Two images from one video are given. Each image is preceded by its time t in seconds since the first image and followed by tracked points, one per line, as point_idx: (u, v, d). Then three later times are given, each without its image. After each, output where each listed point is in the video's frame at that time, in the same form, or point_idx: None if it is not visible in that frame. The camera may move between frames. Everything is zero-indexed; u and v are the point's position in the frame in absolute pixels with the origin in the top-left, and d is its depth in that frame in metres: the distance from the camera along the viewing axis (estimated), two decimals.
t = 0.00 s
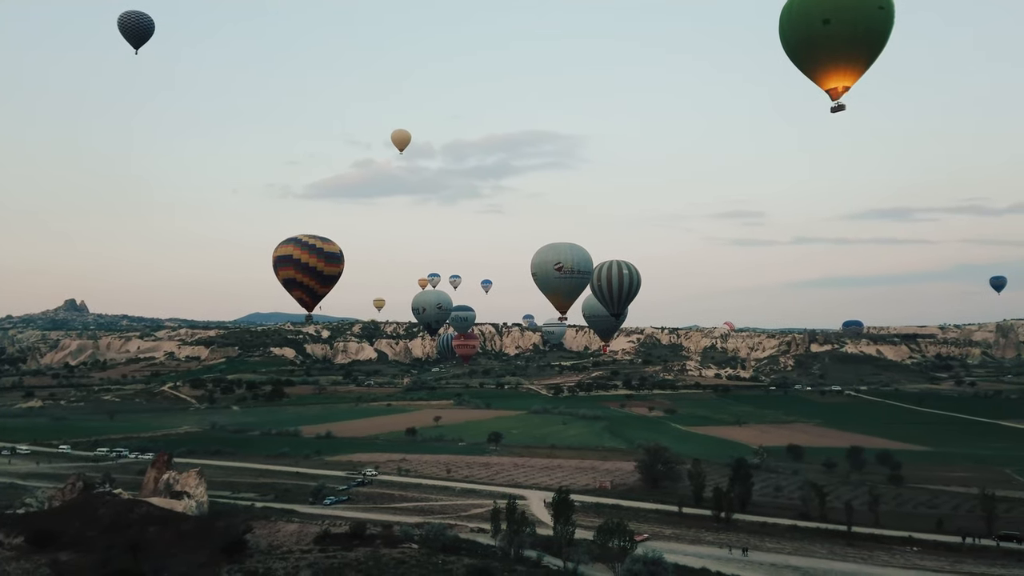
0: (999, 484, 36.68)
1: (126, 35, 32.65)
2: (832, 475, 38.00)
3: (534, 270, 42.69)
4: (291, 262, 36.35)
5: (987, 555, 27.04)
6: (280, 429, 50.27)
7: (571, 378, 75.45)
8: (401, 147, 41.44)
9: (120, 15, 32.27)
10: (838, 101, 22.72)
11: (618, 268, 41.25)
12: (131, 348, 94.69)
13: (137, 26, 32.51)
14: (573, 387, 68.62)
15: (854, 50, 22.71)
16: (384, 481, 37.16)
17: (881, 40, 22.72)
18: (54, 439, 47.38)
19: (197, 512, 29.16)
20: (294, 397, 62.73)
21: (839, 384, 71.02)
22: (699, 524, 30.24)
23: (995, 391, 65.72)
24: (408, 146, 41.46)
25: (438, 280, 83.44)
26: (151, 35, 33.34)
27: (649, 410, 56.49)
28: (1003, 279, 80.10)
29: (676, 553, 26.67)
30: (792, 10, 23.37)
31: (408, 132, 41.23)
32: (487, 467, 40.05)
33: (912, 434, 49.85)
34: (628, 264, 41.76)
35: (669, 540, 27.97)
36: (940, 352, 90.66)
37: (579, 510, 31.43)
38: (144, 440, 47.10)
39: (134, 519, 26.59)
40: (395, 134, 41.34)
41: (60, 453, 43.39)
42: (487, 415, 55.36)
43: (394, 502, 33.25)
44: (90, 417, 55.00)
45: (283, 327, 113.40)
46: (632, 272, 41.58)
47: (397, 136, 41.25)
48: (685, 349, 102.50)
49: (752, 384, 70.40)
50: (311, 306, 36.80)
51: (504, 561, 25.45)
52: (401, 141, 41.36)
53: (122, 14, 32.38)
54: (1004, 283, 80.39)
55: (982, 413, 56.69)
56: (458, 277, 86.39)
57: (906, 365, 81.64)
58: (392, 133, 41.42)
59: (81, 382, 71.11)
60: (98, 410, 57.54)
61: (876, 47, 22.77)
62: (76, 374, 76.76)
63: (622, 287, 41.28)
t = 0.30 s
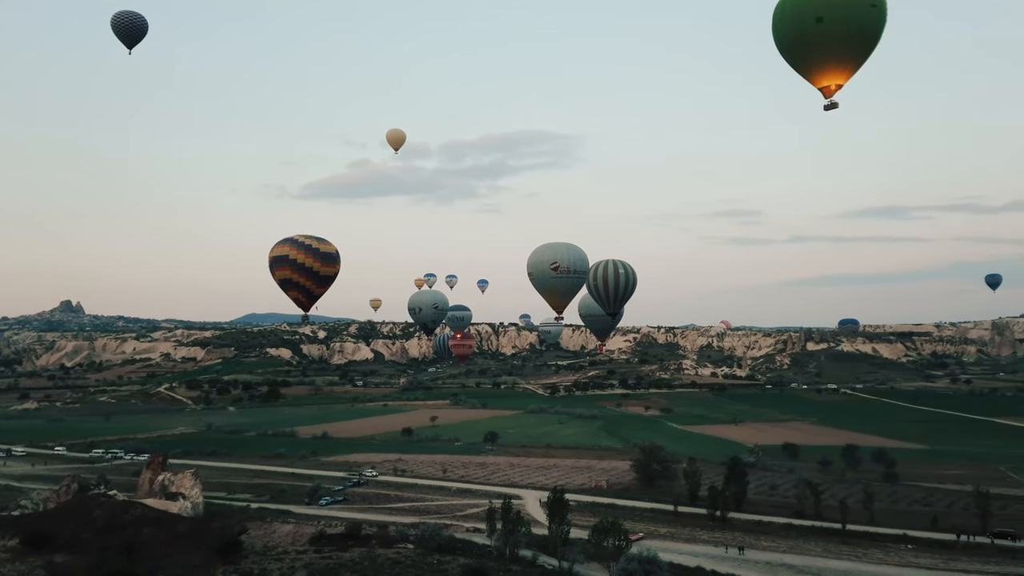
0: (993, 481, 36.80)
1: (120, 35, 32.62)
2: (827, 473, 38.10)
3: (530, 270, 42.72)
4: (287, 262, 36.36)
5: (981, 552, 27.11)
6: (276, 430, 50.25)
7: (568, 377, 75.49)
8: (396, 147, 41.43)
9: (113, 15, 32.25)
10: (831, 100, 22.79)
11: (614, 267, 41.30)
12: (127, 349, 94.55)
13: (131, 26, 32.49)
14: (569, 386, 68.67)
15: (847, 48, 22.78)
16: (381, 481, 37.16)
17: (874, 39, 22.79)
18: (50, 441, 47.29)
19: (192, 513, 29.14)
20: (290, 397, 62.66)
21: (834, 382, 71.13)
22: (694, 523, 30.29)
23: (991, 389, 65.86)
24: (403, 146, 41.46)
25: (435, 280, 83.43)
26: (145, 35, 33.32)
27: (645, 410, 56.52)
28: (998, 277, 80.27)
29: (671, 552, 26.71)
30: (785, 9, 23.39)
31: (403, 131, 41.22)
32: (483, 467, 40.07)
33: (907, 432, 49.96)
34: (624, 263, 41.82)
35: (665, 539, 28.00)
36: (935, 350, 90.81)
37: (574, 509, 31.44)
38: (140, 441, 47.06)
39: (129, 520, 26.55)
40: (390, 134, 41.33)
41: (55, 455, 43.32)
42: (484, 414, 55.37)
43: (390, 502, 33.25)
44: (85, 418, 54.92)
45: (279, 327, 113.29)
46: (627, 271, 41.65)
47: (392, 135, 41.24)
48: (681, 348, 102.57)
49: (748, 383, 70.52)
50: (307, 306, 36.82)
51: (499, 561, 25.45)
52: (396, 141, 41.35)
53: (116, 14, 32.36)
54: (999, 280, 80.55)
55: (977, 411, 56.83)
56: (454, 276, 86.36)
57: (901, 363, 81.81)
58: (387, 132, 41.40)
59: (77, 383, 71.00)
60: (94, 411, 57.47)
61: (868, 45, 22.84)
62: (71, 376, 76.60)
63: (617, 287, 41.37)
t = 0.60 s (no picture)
0: (988, 479, 36.88)
1: (114, 36, 32.58)
2: (824, 472, 38.17)
3: (528, 270, 42.74)
4: (284, 263, 36.32)
5: (977, 551, 27.15)
6: (274, 431, 50.27)
7: (566, 378, 75.54)
8: (392, 147, 41.42)
9: (108, 16, 32.22)
10: (825, 98, 22.84)
11: (611, 267, 41.33)
12: (124, 351, 94.51)
13: (126, 27, 32.47)
14: (567, 386, 68.73)
15: (841, 47, 22.82)
16: (378, 482, 37.17)
17: (868, 38, 22.81)
18: (47, 443, 47.29)
19: (189, 515, 29.15)
20: (288, 399, 62.65)
21: (831, 381, 71.19)
22: (690, 522, 30.33)
23: (987, 388, 65.95)
24: (399, 146, 41.45)
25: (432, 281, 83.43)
26: (139, 36, 33.29)
27: (643, 410, 56.63)
28: (995, 276, 80.40)
29: (667, 552, 26.72)
30: (779, 8, 23.42)
31: (399, 131, 41.19)
32: (480, 467, 40.09)
33: (903, 431, 50.02)
34: (621, 263, 41.84)
35: (661, 539, 28.03)
36: (932, 349, 90.94)
37: (571, 509, 31.46)
38: (137, 443, 47.08)
39: (125, 523, 26.54)
40: (386, 135, 41.32)
41: (52, 457, 43.31)
42: (481, 415, 55.40)
43: (387, 503, 33.25)
44: (82, 420, 54.90)
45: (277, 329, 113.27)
46: (624, 271, 41.67)
47: (389, 136, 41.24)
48: (679, 347, 102.71)
49: (745, 382, 70.64)
50: (304, 307, 36.81)
51: (495, 562, 25.46)
52: (392, 141, 41.34)
53: (111, 16, 32.34)
54: (995, 279, 80.67)
55: (974, 409, 56.92)
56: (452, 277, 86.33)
57: (898, 362, 81.94)
58: (383, 133, 41.40)
59: (74, 385, 70.98)
60: (91, 413, 57.50)
61: (862, 45, 22.85)
62: (68, 378, 76.55)
63: (614, 287, 41.40)
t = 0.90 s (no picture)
0: (984, 476, 36.95)
1: (110, 33, 32.51)
2: (819, 469, 38.25)
3: (525, 268, 42.75)
4: (281, 261, 36.26)
5: (971, 547, 27.22)
6: (270, 429, 50.28)
7: (563, 375, 75.63)
8: (389, 144, 41.37)
9: (103, 13, 32.13)
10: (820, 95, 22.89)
11: (608, 265, 41.30)
12: (121, 348, 94.44)
13: (121, 23, 32.39)
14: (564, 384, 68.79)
15: (836, 44, 22.84)
16: (374, 480, 37.18)
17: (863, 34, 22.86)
18: (43, 441, 47.27)
19: (184, 513, 29.12)
20: (285, 396, 62.65)
21: (828, 378, 71.29)
22: (685, 519, 30.39)
23: (984, 385, 66.09)
24: (396, 143, 41.42)
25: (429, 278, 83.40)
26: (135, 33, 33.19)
27: (639, 407, 56.68)
28: (991, 273, 80.54)
29: (662, 549, 26.79)
30: (774, 2, 23.39)
31: (396, 128, 41.13)
32: (477, 465, 40.12)
33: (900, 428, 50.12)
34: (618, 261, 41.80)
35: (656, 536, 28.10)
36: (929, 346, 91.10)
37: (567, 507, 31.51)
38: (134, 440, 47.08)
39: (120, 521, 26.53)
40: (383, 131, 41.27)
41: (49, 455, 43.30)
42: (478, 412, 55.41)
43: (383, 501, 33.27)
44: (79, 418, 54.85)
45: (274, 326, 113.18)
46: (622, 269, 41.66)
47: (385, 133, 41.19)
48: (676, 345, 102.82)
49: (742, 379, 70.74)
50: (302, 304, 36.79)
51: (491, 559, 25.48)
52: (389, 138, 41.31)
53: (106, 12, 32.24)
54: (992, 276, 80.81)
55: (970, 406, 57.04)
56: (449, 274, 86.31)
57: (895, 359, 82.11)
58: (380, 129, 41.35)
59: (71, 383, 70.92)
60: (88, 410, 57.50)
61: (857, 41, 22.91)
62: (65, 376, 76.46)
63: (611, 285, 41.40)
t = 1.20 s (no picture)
0: (979, 475, 37.03)
1: (106, 30, 32.43)
2: (815, 468, 38.31)
3: (522, 267, 42.76)
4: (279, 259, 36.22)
5: (965, 546, 27.27)
6: (267, 427, 50.28)
7: (560, 373, 75.68)
8: (386, 142, 41.32)
9: (99, 9, 32.06)
10: (815, 93, 22.91)
11: (606, 263, 41.26)
12: (118, 346, 94.35)
13: (117, 20, 32.31)
14: (561, 382, 68.81)
15: (831, 42, 22.85)
16: (370, 478, 37.18)
17: (858, 31, 22.84)
18: (39, 439, 47.23)
19: (180, 511, 29.10)
20: (282, 394, 62.65)
21: (825, 377, 71.37)
22: (681, 518, 30.43)
23: (980, 384, 66.20)
24: (393, 141, 41.38)
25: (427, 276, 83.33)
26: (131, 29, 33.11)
27: (636, 405, 56.72)
28: (989, 272, 80.65)
29: (657, 547, 26.84)
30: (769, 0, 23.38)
31: (393, 126, 41.10)
32: (473, 463, 40.12)
33: (896, 426, 50.21)
34: (616, 259, 41.75)
35: (651, 534, 28.15)
36: (926, 345, 91.23)
37: (562, 505, 31.53)
38: (130, 438, 47.06)
39: (116, 518, 26.50)
40: (380, 129, 41.22)
41: (44, 453, 43.27)
42: (475, 411, 55.44)
43: (379, 499, 33.29)
44: (75, 416, 54.78)
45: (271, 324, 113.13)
46: (620, 267, 41.60)
47: (382, 130, 41.14)
48: (674, 343, 102.90)
49: (739, 378, 70.83)
50: (300, 302, 36.76)
51: (486, 557, 25.50)
52: (386, 136, 41.26)
53: (102, 9, 32.18)
54: (989, 276, 80.91)
55: (966, 406, 57.13)
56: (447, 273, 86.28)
57: (891, 358, 82.22)
58: (377, 127, 41.30)
59: (67, 381, 70.86)
60: (85, 408, 57.47)
61: (852, 38, 22.89)
62: (62, 373, 76.36)
63: (609, 283, 41.37)
